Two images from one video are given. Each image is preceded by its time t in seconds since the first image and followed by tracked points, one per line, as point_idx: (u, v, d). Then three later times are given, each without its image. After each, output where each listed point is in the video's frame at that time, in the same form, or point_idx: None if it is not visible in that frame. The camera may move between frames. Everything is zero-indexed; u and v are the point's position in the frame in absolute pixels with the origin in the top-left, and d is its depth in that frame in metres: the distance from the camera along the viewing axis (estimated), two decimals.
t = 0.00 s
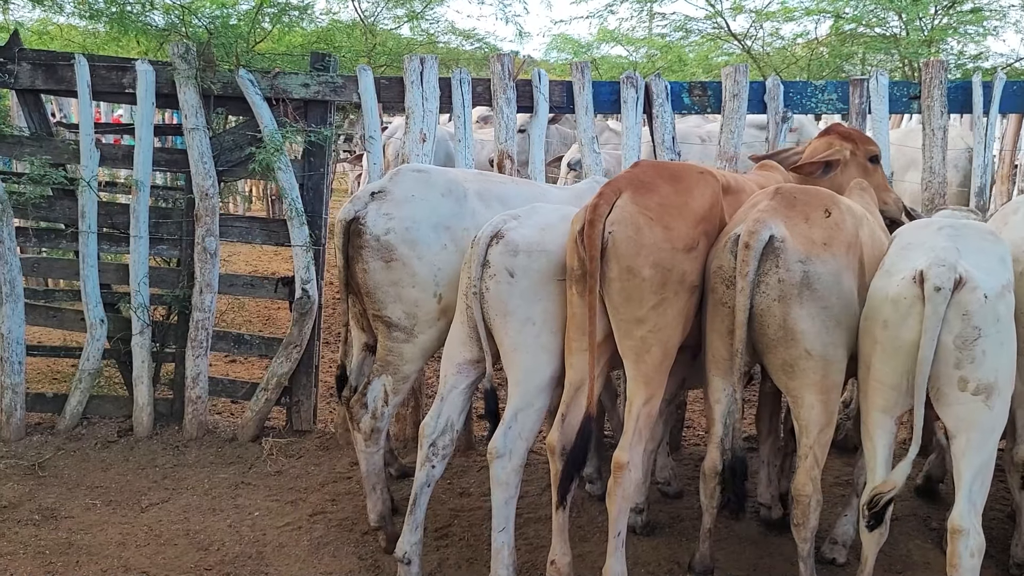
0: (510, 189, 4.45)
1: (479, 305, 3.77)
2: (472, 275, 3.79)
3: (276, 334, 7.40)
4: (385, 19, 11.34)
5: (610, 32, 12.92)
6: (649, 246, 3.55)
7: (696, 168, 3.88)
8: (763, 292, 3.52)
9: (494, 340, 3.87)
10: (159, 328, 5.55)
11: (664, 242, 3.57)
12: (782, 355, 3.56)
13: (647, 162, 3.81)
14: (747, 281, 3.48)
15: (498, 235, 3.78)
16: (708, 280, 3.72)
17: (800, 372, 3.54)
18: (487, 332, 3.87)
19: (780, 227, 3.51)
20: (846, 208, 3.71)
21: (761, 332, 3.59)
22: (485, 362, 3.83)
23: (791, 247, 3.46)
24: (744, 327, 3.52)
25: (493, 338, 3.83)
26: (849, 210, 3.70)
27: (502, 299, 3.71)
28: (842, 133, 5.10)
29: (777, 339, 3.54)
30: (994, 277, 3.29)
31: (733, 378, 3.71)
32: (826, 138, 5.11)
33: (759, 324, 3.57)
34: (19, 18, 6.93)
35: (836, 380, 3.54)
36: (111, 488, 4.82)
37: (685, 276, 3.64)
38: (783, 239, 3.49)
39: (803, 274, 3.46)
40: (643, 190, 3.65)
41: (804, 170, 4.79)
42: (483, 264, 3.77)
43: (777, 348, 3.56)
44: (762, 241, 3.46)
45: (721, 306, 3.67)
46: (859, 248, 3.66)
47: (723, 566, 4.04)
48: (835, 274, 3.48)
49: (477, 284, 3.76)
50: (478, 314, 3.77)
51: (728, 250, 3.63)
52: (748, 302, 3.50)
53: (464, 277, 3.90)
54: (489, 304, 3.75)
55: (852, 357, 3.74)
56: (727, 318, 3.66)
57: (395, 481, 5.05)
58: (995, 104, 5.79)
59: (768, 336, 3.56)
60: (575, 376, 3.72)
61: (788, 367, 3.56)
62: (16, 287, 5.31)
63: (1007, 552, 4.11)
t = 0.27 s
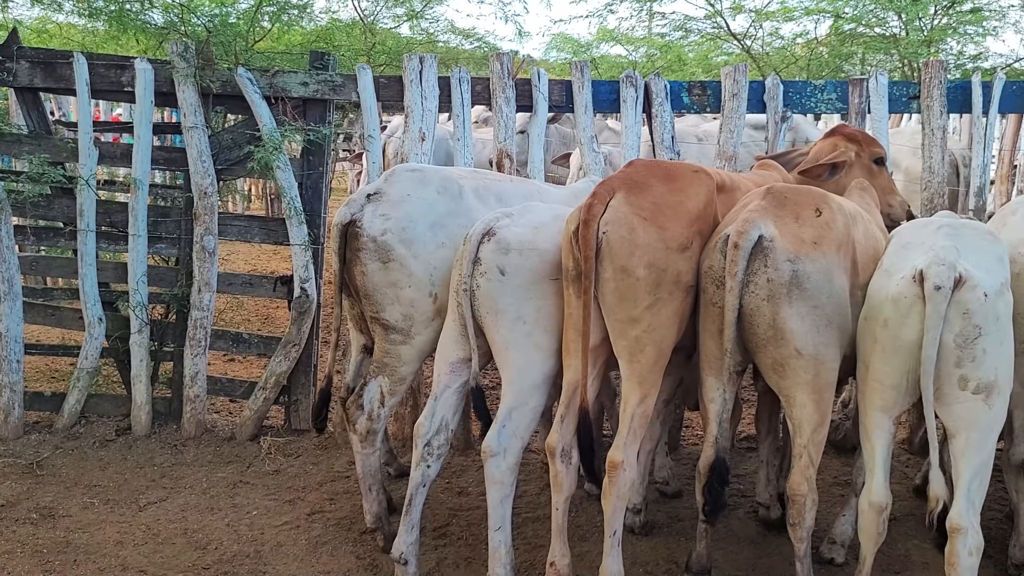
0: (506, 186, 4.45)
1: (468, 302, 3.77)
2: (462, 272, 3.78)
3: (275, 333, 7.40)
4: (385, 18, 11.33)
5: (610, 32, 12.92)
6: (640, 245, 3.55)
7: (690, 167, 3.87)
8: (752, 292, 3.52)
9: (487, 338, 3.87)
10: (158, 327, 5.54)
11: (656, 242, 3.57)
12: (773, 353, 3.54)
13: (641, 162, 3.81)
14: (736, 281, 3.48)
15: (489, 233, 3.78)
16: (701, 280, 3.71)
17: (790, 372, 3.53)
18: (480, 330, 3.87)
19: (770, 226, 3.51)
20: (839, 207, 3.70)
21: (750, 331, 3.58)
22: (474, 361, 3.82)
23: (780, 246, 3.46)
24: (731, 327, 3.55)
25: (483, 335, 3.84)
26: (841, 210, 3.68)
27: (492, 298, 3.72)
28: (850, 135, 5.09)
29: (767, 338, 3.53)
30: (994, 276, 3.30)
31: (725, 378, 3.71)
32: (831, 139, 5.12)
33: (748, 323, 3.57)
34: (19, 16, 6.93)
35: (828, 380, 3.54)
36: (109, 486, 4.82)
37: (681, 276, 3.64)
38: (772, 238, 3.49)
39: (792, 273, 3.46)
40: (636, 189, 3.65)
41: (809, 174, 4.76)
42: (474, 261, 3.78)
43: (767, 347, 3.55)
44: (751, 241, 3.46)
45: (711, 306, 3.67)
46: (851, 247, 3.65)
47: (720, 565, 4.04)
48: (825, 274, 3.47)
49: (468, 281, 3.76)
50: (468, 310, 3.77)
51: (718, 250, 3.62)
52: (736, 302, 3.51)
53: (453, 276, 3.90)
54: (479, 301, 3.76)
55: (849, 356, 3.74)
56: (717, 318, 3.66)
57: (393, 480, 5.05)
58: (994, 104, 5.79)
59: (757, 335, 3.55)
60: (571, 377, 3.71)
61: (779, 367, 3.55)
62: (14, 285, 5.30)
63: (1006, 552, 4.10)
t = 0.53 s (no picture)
0: (512, 185, 4.46)
1: (467, 301, 3.77)
2: (461, 271, 3.78)
3: (275, 332, 7.39)
4: (385, 17, 11.32)
5: (610, 31, 12.91)
6: (640, 245, 3.54)
7: (691, 166, 3.86)
8: (761, 292, 3.51)
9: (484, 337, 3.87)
10: (157, 326, 5.53)
11: (656, 241, 3.56)
12: (778, 354, 3.54)
13: (640, 160, 3.80)
14: (742, 280, 3.47)
15: (488, 232, 3.78)
16: (705, 280, 3.70)
17: (796, 372, 3.52)
18: (478, 329, 3.86)
19: (778, 226, 3.51)
20: (843, 206, 3.69)
21: (758, 331, 3.57)
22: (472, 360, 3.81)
23: (789, 247, 3.46)
24: (737, 327, 3.52)
25: (482, 334, 3.84)
26: (847, 208, 3.68)
27: (491, 296, 3.71)
28: (854, 136, 5.08)
29: (774, 338, 3.52)
30: (996, 276, 3.29)
31: (730, 377, 3.69)
32: (835, 140, 5.14)
33: (754, 322, 3.56)
34: (18, 14, 6.92)
35: (834, 381, 3.52)
36: (108, 485, 4.81)
37: (681, 276, 3.64)
38: (781, 239, 3.48)
39: (800, 274, 3.45)
40: (636, 188, 3.64)
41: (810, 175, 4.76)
42: (472, 259, 3.77)
43: (774, 347, 3.54)
44: (759, 240, 3.45)
45: (718, 305, 3.66)
46: (857, 248, 3.65)
47: (721, 566, 4.03)
48: (832, 273, 3.47)
49: (466, 280, 3.76)
50: (465, 309, 3.78)
51: (726, 249, 3.61)
52: (744, 301, 3.49)
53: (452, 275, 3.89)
54: (478, 299, 3.76)
55: (851, 356, 3.73)
56: (722, 317, 3.65)
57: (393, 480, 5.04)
58: (995, 104, 5.79)
59: (764, 334, 3.55)
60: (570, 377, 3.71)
61: (784, 368, 3.55)
62: (14, 283, 5.29)
63: (1007, 552, 4.10)
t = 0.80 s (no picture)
0: (524, 186, 4.47)
1: (471, 302, 3.76)
2: (465, 272, 3.77)
3: (275, 332, 7.38)
4: (386, 17, 11.32)
5: (611, 31, 12.91)
6: (645, 247, 3.54)
7: (697, 167, 3.86)
8: (773, 294, 3.49)
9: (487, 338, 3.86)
10: (158, 326, 5.53)
11: (662, 243, 3.56)
12: (788, 356, 3.54)
13: (645, 161, 3.80)
14: (755, 282, 3.46)
15: (492, 233, 3.78)
16: (715, 281, 3.70)
17: (806, 375, 3.52)
18: (482, 331, 3.86)
19: (788, 228, 3.50)
20: (852, 208, 3.69)
21: (768, 333, 3.56)
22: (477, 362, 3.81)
23: (801, 249, 3.45)
24: (750, 329, 3.50)
25: (486, 336, 3.83)
26: (857, 210, 3.69)
27: (495, 298, 3.71)
28: (858, 139, 5.07)
29: (784, 340, 3.51)
30: (1003, 278, 3.29)
31: (736, 379, 3.69)
32: (839, 143, 5.11)
33: (766, 325, 3.55)
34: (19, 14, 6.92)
35: (841, 383, 3.52)
36: (109, 485, 4.81)
37: (685, 278, 3.63)
38: (792, 240, 3.47)
39: (811, 275, 3.45)
40: (640, 189, 3.64)
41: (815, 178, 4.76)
42: (477, 261, 3.77)
43: (784, 350, 3.54)
44: (771, 241, 3.44)
45: (728, 307, 3.65)
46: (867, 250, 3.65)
47: (722, 567, 4.03)
48: (842, 276, 3.47)
49: (470, 280, 3.75)
50: (469, 310, 3.76)
51: (736, 250, 3.60)
52: (757, 303, 3.47)
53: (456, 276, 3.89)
54: (482, 300, 3.75)
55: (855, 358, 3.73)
56: (735, 319, 3.63)
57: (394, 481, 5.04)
58: (996, 105, 5.78)
59: (774, 336, 3.54)
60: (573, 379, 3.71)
61: (794, 370, 3.54)
62: (15, 283, 5.29)
63: (1008, 554, 4.09)
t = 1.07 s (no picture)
0: (531, 186, 4.48)
1: (475, 302, 3.75)
2: (468, 272, 3.77)
3: (275, 332, 7.39)
4: (388, 18, 11.34)
5: (612, 32, 12.92)
6: (647, 247, 3.54)
7: (698, 167, 3.85)
8: (771, 294, 3.49)
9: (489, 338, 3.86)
10: (158, 326, 5.53)
11: (664, 242, 3.55)
12: (786, 356, 3.54)
13: (647, 161, 3.79)
14: (755, 282, 3.46)
15: (496, 233, 3.77)
16: (714, 280, 3.70)
17: (804, 374, 3.51)
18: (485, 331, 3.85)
19: (788, 227, 3.49)
20: (852, 208, 3.69)
21: (766, 333, 3.56)
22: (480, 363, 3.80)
23: (799, 248, 3.45)
24: (749, 328, 3.51)
25: (489, 336, 3.83)
26: (856, 210, 3.68)
27: (498, 297, 3.70)
28: (859, 139, 5.07)
29: (783, 340, 3.51)
30: (1012, 278, 3.29)
31: (736, 378, 3.69)
32: (842, 143, 5.10)
33: (764, 324, 3.54)
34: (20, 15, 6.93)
35: (841, 383, 3.52)
36: (109, 485, 4.81)
37: (686, 278, 3.63)
38: (790, 239, 3.47)
39: (809, 275, 3.45)
40: (642, 188, 3.63)
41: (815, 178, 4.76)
42: (480, 261, 3.76)
43: (783, 349, 3.53)
44: (770, 241, 3.44)
45: (728, 306, 3.65)
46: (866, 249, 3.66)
47: (723, 567, 4.03)
48: (841, 276, 3.47)
49: (473, 280, 3.74)
50: (473, 310, 3.76)
51: (735, 249, 3.60)
52: (755, 302, 3.48)
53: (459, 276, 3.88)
54: (485, 301, 3.74)
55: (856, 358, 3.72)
56: (733, 318, 3.63)
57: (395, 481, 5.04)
58: (997, 105, 5.77)
59: (773, 336, 3.53)
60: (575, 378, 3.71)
61: (793, 369, 3.54)
62: (16, 283, 5.30)
63: (1009, 554, 4.09)
